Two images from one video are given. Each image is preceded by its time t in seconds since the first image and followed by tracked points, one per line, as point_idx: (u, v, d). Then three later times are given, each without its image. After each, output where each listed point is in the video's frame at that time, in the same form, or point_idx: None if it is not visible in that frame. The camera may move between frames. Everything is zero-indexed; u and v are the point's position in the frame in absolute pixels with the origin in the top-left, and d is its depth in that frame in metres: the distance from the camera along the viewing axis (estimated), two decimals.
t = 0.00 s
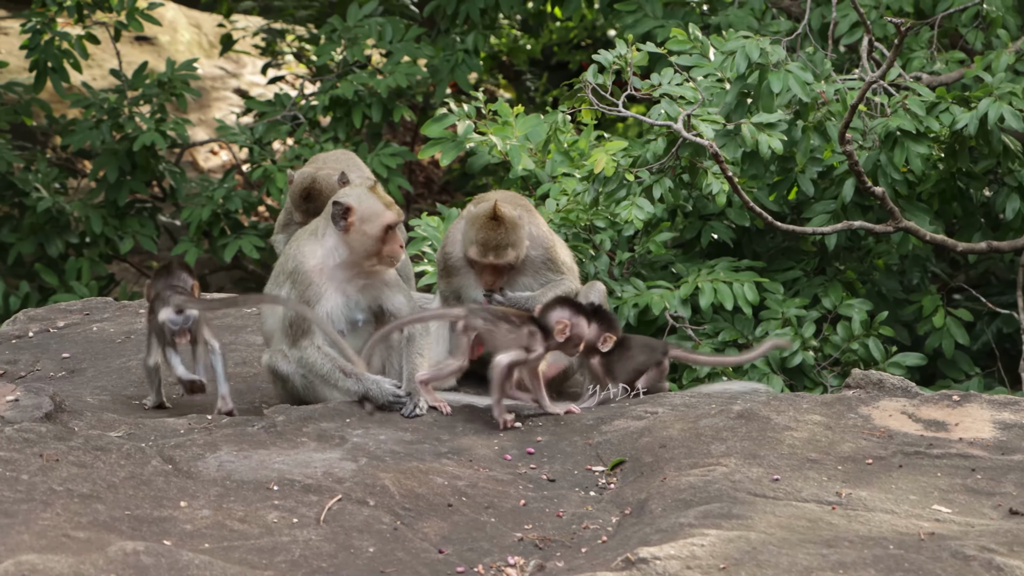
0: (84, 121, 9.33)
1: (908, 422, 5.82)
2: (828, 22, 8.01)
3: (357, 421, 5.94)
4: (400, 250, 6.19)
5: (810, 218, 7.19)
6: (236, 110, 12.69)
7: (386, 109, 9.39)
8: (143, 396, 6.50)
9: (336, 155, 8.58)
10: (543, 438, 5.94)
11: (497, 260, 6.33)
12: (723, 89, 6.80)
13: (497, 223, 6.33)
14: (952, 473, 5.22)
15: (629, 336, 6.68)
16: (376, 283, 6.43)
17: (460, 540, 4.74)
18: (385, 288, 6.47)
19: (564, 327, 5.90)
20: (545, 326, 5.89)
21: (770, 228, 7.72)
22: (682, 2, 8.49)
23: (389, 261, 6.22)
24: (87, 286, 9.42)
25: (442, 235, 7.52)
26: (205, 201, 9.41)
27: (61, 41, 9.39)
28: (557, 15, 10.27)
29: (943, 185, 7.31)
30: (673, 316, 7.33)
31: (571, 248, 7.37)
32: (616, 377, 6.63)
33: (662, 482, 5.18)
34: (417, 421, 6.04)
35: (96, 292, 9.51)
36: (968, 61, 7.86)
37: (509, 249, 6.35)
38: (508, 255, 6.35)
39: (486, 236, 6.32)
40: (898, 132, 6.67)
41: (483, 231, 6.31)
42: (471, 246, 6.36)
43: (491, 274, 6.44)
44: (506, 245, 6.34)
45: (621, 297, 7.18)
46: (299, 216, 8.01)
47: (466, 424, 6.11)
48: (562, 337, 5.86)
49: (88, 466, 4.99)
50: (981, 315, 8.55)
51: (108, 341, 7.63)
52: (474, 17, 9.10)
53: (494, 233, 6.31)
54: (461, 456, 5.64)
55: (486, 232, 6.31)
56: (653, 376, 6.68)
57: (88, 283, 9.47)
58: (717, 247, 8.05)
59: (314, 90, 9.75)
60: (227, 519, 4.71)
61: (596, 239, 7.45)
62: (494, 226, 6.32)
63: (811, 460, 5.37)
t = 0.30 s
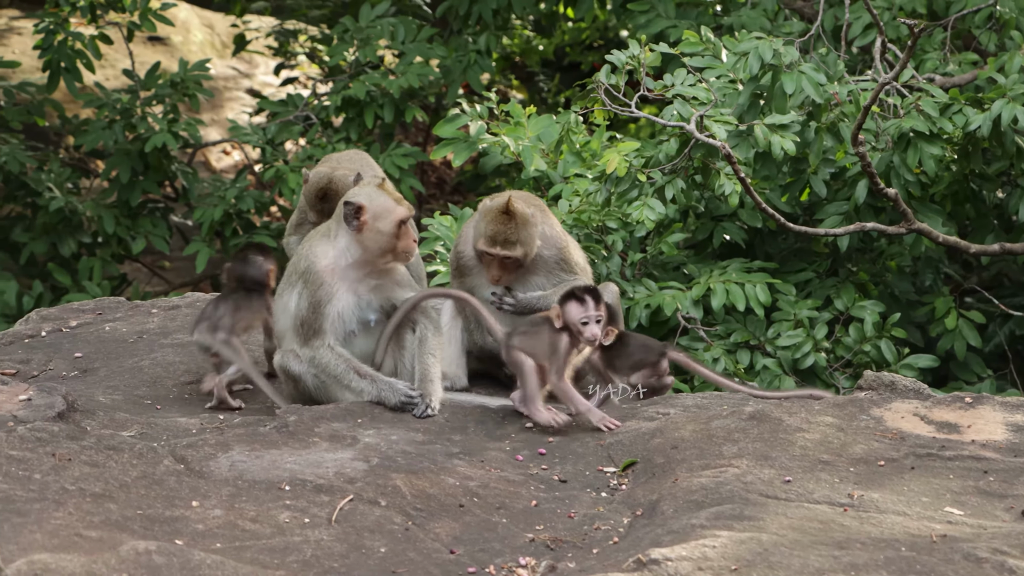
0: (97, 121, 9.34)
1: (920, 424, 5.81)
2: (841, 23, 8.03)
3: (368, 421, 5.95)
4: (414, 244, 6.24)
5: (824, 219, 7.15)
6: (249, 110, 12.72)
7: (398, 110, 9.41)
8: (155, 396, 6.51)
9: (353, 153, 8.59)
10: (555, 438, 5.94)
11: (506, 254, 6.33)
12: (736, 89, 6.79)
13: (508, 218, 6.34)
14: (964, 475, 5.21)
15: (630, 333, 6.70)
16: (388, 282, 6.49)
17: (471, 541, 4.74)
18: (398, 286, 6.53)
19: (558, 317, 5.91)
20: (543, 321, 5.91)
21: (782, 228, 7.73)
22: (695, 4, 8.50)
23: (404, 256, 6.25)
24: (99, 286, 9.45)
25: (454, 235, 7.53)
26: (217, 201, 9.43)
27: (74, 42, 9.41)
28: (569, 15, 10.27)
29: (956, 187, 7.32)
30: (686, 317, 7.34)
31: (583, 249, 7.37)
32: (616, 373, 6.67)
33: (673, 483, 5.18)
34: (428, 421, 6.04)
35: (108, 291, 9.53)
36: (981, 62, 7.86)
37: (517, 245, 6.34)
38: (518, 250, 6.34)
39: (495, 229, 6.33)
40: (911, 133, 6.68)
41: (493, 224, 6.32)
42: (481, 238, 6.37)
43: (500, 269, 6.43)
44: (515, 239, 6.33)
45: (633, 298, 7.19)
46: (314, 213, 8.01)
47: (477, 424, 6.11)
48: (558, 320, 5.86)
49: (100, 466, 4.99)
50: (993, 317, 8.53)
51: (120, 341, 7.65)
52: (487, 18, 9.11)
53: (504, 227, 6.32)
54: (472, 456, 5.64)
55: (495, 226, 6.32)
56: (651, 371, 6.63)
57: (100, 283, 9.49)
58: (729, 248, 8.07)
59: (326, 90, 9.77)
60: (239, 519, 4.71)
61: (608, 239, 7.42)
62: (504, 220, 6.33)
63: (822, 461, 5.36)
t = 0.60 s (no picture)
0: (109, 121, 9.36)
1: (932, 425, 5.80)
2: (853, 24, 8.04)
3: (379, 422, 5.95)
4: (420, 249, 6.17)
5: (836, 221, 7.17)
6: (260, 110, 12.73)
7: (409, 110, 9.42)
8: (166, 396, 6.51)
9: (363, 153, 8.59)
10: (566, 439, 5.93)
11: (517, 261, 6.32)
12: (748, 89, 6.79)
13: (516, 224, 6.32)
14: (976, 476, 5.20)
15: (624, 330, 6.42)
16: (400, 284, 6.39)
17: (482, 541, 4.74)
18: (410, 288, 6.43)
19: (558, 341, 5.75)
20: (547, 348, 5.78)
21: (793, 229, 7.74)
22: (707, 5, 8.50)
23: (411, 260, 6.19)
24: (111, 286, 9.47)
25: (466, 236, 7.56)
26: (229, 201, 9.44)
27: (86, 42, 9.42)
28: (580, 16, 10.27)
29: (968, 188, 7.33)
30: (697, 317, 7.34)
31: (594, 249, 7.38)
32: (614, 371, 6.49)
33: (684, 484, 5.18)
34: (439, 421, 6.04)
35: (119, 291, 9.54)
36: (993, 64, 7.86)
37: (527, 253, 6.32)
38: (529, 256, 6.32)
39: (504, 237, 6.31)
40: (923, 134, 6.69)
41: (501, 233, 6.31)
42: (490, 247, 6.36)
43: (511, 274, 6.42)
44: (524, 246, 6.31)
45: (644, 299, 7.20)
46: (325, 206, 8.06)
47: (489, 425, 6.11)
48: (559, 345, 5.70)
49: (112, 466, 5.00)
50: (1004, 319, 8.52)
51: (132, 341, 7.66)
52: (498, 19, 9.12)
53: (513, 234, 6.30)
54: (483, 457, 5.64)
55: (504, 233, 6.31)
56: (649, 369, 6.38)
57: (111, 283, 9.51)
58: (740, 249, 8.07)
59: (338, 91, 9.78)
60: (250, 519, 4.71)
61: (620, 240, 7.44)
62: (512, 227, 6.31)
63: (834, 462, 5.36)
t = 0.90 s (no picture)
0: (116, 122, 9.37)
1: (939, 425, 5.80)
2: (860, 24, 8.05)
3: (385, 422, 5.94)
4: (410, 248, 6.11)
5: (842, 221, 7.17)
6: (267, 111, 12.75)
7: (416, 110, 9.42)
8: (174, 396, 6.52)
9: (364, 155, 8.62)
10: (574, 439, 5.92)
11: (524, 263, 6.34)
12: (755, 89, 6.84)
13: (522, 225, 6.33)
14: (983, 476, 5.20)
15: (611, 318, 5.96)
16: (402, 283, 6.37)
17: (489, 542, 4.74)
18: (413, 286, 6.41)
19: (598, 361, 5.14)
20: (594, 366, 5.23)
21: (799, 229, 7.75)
22: (714, 5, 8.50)
23: (402, 261, 6.14)
24: (118, 286, 9.48)
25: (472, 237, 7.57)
26: (236, 202, 9.45)
27: (94, 43, 9.43)
28: (588, 16, 10.27)
29: (975, 188, 7.34)
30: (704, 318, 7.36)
31: (601, 250, 7.40)
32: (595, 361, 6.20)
33: (692, 484, 5.17)
34: (446, 421, 6.04)
35: (127, 292, 9.56)
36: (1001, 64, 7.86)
37: (535, 254, 6.34)
38: (536, 257, 6.33)
39: (512, 239, 6.32)
40: (930, 134, 6.67)
41: (508, 235, 6.32)
42: (498, 250, 6.37)
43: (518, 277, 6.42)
44: (533, 247, 6.32)
45: (651, 299, 7.22)
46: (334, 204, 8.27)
47: (496, 425, 6.10)
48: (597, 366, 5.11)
49: (119, 466, 5.00)
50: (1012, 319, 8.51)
51: (139, 341, 7.67)
52: (505, 19, 9.13)
53: (520, 235, 6.31)
54: (490, 457, 5.64)
55: (510, 237, 6.32)
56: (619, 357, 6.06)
57: (119, 284, 9.52)
58: (748, 249, 8.11)
59: (345, 91, 9.80)
60: (257, 519, 4.72)
61: (626, 241, 7.40)
62: (518, 228, 6.32)
63: (841, 462, 5.35)
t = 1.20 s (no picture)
0: (121, 122, 9.37)
1: (945, 425, 5.80)
2: (866, 24, 8.05)
3: (391, 422, 5.95)
4: (401, 250, 6.10)
5: (848, 221, 7.21)
6: (273, 111, 12.75)
7: (422, 110, 9.43)
8: (179, 396, 6.53)
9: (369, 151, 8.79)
10: (579, 440, 5.93)
11: (529, 267, 6.33)
12: (760, 90, 6.86)
13: (526, 230, 6.32)
14: (988, 477, 5.19)
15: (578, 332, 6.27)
16: (395, 279, 6.34)
17: (495, 542, 4.74)
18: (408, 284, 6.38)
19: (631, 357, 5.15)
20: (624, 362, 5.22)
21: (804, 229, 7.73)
22: (720, 5, 8.50)
23: (392, 262, 6.13)
24: (123, 286, 9.49)
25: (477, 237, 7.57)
26: (241, 202, 9.45)
27: (99, 43, 9.43)
28: (593, 16, 10.27)
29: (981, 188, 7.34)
30: (710, 319, 7.38)
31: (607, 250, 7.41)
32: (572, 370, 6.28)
33: (697, 484, 5.17)
34: (452, 422, 6.04)
35: (132, 291, 9.57)
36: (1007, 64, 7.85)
37: (539, 257, 6.33)
38: (540, 260, 6.33)
39: (515, 244, 6.31)
40: (936, 134, 6.71)
41: (511, 240, 6.30)
42: (501, 256, 6.35)
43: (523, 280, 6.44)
44: (536, 252, 6.32)
45: (657, 299, 7.24)
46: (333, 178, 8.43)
47: (501, 425, 6.10)
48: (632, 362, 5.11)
49: (125, 466, 5.00)
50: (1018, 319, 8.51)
51: (144, 341, 7.68)
52: (511, 19, 9.13)
53: (523, 241, 6.30)
54: (496, 457, 5.64)
55: (513, 241, 6.30)
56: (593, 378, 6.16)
57: (124, 283, 9.53)
58: (753, 249, 8.08)
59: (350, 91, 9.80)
60: (262, 519, 4.71)
61: (632, 241, 7.48)
62: (521, 232, 6.30)
63: (846, 462, 5.35)
